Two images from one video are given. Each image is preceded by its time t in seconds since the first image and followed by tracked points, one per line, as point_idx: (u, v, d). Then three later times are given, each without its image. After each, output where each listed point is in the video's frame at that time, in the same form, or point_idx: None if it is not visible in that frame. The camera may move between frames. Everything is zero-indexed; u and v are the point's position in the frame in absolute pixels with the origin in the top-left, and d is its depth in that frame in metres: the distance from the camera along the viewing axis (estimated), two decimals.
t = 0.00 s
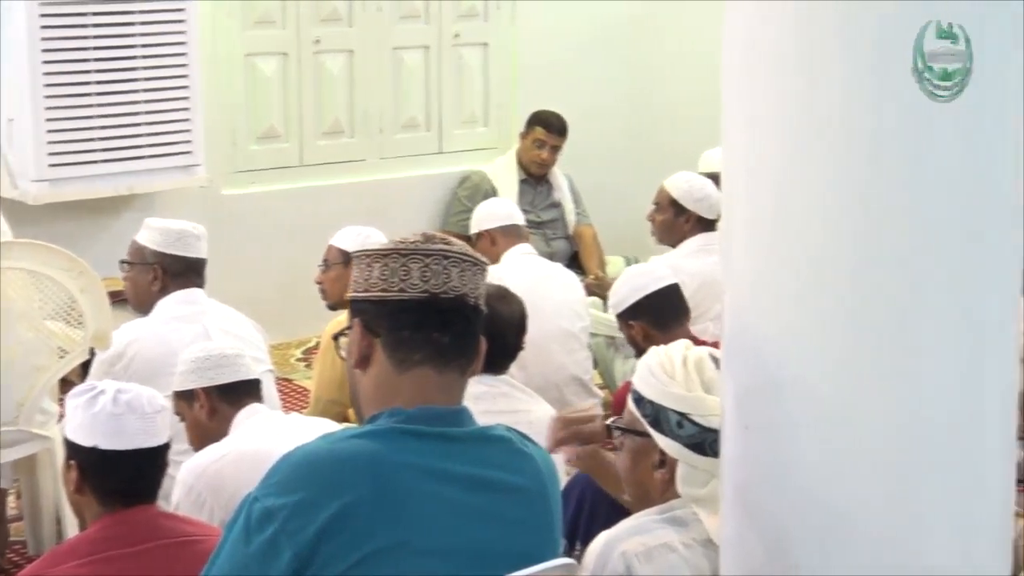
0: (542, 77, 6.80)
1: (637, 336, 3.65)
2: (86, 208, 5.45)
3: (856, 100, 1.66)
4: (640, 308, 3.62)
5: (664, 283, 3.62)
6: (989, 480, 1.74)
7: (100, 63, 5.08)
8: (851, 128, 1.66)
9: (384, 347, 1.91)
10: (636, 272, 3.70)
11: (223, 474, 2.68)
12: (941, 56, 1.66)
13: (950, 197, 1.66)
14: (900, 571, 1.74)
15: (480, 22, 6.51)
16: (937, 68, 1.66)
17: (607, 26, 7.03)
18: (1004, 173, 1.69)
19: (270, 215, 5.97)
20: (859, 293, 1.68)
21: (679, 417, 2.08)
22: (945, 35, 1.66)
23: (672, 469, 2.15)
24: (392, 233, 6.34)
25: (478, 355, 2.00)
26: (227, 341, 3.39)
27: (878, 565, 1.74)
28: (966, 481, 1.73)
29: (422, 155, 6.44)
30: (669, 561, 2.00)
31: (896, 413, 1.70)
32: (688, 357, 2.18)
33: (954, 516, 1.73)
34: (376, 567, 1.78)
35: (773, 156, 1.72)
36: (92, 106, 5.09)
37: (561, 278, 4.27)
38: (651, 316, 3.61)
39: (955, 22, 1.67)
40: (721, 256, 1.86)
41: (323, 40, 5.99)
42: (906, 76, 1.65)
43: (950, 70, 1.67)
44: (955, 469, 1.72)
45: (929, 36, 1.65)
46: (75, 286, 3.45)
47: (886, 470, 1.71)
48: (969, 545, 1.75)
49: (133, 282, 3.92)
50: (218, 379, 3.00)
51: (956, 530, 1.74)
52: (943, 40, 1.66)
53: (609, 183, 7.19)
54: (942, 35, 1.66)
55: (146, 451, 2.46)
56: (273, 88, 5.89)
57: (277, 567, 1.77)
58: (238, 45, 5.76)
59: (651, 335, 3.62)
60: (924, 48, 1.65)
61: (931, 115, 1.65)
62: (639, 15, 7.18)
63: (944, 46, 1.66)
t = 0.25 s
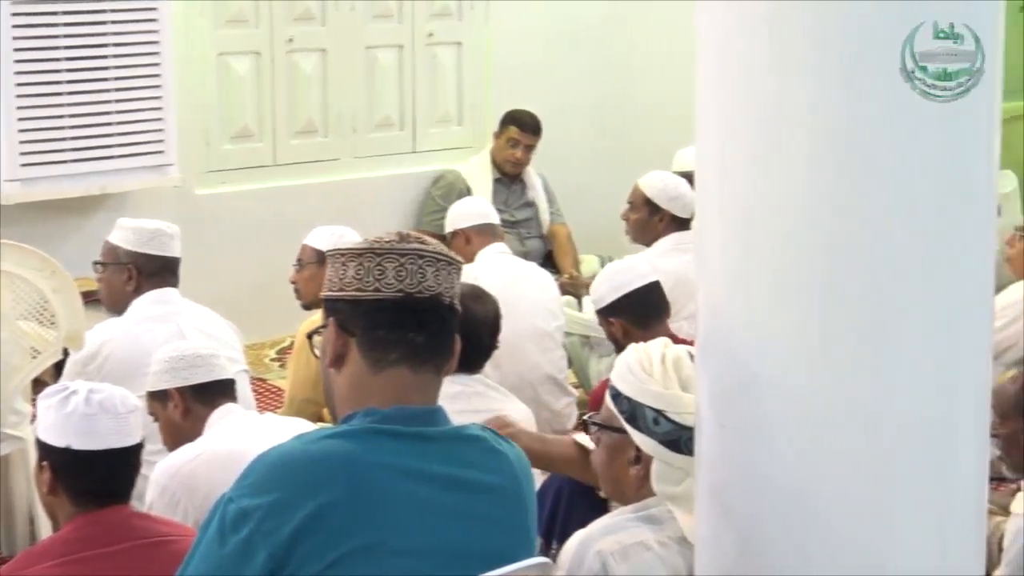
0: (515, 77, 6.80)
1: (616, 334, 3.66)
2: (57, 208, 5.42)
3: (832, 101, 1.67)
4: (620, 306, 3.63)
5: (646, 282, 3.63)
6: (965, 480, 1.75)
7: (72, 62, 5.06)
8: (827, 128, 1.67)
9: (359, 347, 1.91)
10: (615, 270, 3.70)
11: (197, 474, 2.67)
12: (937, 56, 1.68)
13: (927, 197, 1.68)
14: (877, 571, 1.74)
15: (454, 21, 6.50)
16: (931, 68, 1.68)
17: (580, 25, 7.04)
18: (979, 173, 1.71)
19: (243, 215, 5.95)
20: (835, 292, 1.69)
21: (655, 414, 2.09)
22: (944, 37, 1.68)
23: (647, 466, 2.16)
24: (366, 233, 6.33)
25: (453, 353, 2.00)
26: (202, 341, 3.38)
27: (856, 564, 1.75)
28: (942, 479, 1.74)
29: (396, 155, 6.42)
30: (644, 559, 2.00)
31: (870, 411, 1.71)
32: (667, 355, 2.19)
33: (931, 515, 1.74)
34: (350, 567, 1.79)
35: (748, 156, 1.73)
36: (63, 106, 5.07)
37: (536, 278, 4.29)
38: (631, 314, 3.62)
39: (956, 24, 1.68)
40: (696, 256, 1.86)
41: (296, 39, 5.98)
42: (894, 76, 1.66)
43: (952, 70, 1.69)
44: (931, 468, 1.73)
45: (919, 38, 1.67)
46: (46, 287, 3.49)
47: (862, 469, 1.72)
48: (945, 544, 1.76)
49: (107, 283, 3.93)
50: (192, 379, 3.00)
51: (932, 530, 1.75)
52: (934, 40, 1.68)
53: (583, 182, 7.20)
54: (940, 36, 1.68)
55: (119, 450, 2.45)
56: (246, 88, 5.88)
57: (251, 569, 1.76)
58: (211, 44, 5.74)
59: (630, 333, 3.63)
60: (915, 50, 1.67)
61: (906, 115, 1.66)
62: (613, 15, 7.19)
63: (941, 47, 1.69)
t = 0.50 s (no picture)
0: (499, 76, 6.80)
1: (599, 334, 3.67)
2: (40, 207, 5.41)
3: (817, 100, 1.67)
4: (602, 306, 3.64)
5: (630, 283, 3.63)
6: (948, 479, 1.76)
7: (54, 62, 5.04)
8: (811, 128, 1.68)
9: (344, 346, 1.94)
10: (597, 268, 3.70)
11: (180, 474, 2.67)
12: (936, 57, 1.69)
13: (912, 198, 1.68)
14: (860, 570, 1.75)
15: (437, 20, 6.50)
16: (928, 69, 1.69)
17: (563, 24, 7.04)
18: (961, 172, 1.71)
19: (226, 214, 5.94)
20: (818, 291, 1.70)
21: (637, 413, 2.10)
22: (943, 37, 1.71)
23: (629, 464, 2.16)
24: (349, 232, 6.32)
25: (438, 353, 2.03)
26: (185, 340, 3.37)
27: (839, 564, 1.75)
28: (925, 479, 1.74)
29: (380, 154, 6.42)
30: (628, 558, 2.00)
31: (853, 410, 1.72)
32: (651, 354, 2.20)
33: (914, 515, 1.74)
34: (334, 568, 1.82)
35: (732, 155, 1.74)
36: (45, 105, 5.05)
37: (520, 277, 4.29)
38: (613, 314, 3.63)
39: (956, 24, 1.71)
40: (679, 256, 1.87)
41: (280, 38, 5.97)
42: (890, 76, 1.67)
43: (954, 70, 1.71)
44: (914, 467, 1.73)
45: (916, 37, 1.68)
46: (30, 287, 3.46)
47: (845, 467, 1.72)
48: (928, 544, 1.76)
49: (90, 283, 3.92)
50: (175, 378, 3.00)
51: (915, 529, 1.75)
52: (928, 40, 1.69)
53: (567, 182, 7.21)
54: (939, 36, 1.70)
55: (101, 450, 2.43)
56: (229, 87, 5.87)
57: (236, 569, 1.79)
58: (194, 44, 5.73)
59: (612, 333, 3.65)
60: (910, 49, 1.67)
61: (890, 114, 1.67)
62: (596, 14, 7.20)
63: (941, 47, 1.70)
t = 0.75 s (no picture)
0: (485, 76, 6.80)
1: (580, 334, 3.68)
2: (25, 207, 5.39)
3: (804, 100, 1.68)
4: (582, 307, 3.64)
5: (610, 284, 3.63)
6: (933, 478, 1.77)
7: (40, 61, 5.03)
8: (800, 128, 1.68)
9: (332, 344, 1.95)
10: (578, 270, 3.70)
11: (167, 473, 2.67)
12: (935, 57, 1.71)
13: (900, 198, 1.69)
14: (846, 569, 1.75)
15: (424, 19, 6.50)
16: (927, 68, 1.70)
17: (550, 24, 7.04)
18: (947, 172, 1.72)
19: (213, 213, 5.93)
20: (804, 291, 1.71)
21: (622, 413, 2.10)
22: (943, 36, 1.74)
23: (614, 464, 2.16)
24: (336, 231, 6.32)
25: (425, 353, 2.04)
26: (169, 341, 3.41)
27: (826, 563, 1.75)
28: (911, 478, 1.75)
29: (367, 153, 6.41)
30: (614, 558, 2.00)
31: (840, 408, 1.72)
32: (636, 354, 2.20)
33: (901, 514, 1.75)
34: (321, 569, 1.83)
35: (719, 155, 1.74)
36: (31, 104, 5.04)
37: (506, 276, 4.29)
38: (594, 314, 3.63)
39: (954, 26, 1.75)
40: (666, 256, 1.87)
41: (266, 37, 5.96)
42: (887, 75, 1.68)
43: (951, 70, 1.73)
44: (901, 466, 1.74)
45: (913, 37, 1.70)
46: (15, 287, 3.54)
47: (832, 466, 1.73)
48: (915, 543, 1.76)
49: (75, 283, 3.91)
50: (161, 377, 3.00)
51: (901, 528, 1.75)
52: (926, 40, 1.71)
53: (552, 182, 7.21)
54: (937, 36, 1.73)
55: (88, 448, 2.43)
56: (216, 87, 5.86)
57: (222, 570, 1.80)
58: (180, 43, 5.72)
59: (593, 333, 3.65)
60: (908, 49, 1.69)
61: (878, 114, 1.68)
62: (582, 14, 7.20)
63: (941, 48, 1.73)
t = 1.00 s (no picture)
0: (469, 76, 6.80)
1: (562, 333, 3.67)
2: (8, 207, 5.37)
3: (789, 100, 1.68)
4: (564, 304, 3.63)
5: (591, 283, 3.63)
6: (917, 479, 1.77)
7: (23, 60, 5.01)
8: (784, 128, 1.69)
9: (316, 344, 1.95)
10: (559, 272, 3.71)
11: (151, 473, 2.66)
12: (934, 56, 1.72)
13: (888, 198, 1.70)
14: (828, 568, 1.76)
15: (407, 18, 6.49)
16: (927, 68, 1.72)
17: (534, 23, 7.04)
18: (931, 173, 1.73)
19: (196, 213, 5.92)
20: (787, 290, 1.71)
21: (612, 412, 2.10)
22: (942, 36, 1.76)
23: (602, 462, 2.16)
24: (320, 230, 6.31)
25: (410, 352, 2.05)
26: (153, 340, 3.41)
27: (808, 563, 1.76)
28: (897, 478, 1.76)
29: (351, 152, 6.40)
30: (597, 556, 2.00)
31: (822, 409, 1.73)
32: (625, 353, 2.21)
33: (882, 514, 1.76)
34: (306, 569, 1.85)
35: (703, 155, 1.74)
36: (13, 104, 5.02)
37: (491, 275, 4.29)
38: (575, 312, 3.63)
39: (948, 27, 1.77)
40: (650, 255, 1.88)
41: (249, 37, 5.95)
42: (890, 74, 1.69)
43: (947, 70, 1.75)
44: (884, 466, 1.75)
45: (914, 38, 1.71)
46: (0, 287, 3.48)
47: (814, 465, 1.74)
48: (897, 544, 1.77)
49: (57, 283, 3.90)
50: (145, 377, 2.99)
51: (883, 528, 1.76)
52: (926, 41, 1.72)
53: (536, 181, 7.22)
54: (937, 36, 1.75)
55: (70, 448, 2.43)
56: (199, 86, 5.84)
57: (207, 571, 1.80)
58: (163, 42, 5.70)
59: (575, 331, 3.65)
60: (908, 50, 1.70)
61: (862, 114, 1.68)
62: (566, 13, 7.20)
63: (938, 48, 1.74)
